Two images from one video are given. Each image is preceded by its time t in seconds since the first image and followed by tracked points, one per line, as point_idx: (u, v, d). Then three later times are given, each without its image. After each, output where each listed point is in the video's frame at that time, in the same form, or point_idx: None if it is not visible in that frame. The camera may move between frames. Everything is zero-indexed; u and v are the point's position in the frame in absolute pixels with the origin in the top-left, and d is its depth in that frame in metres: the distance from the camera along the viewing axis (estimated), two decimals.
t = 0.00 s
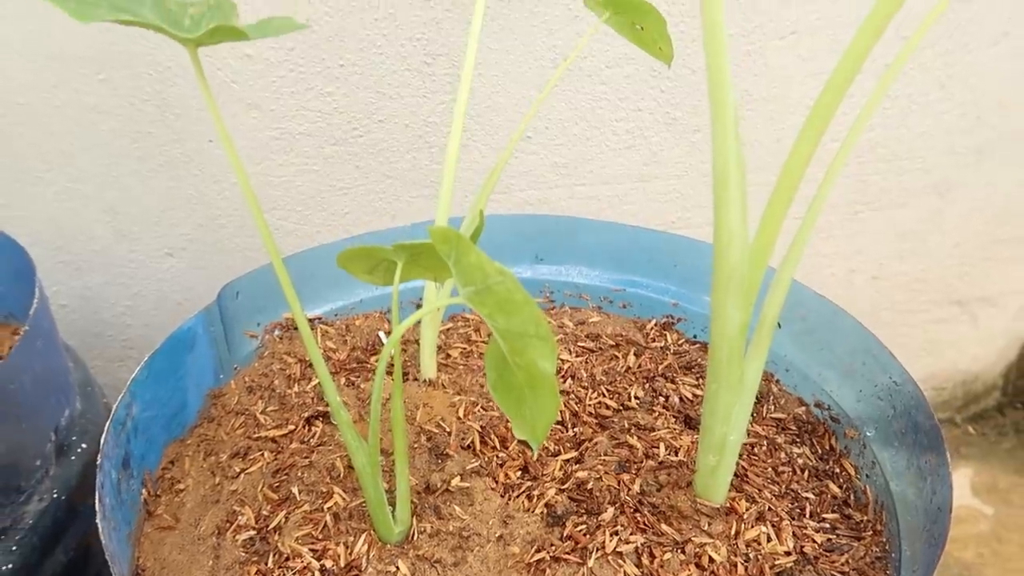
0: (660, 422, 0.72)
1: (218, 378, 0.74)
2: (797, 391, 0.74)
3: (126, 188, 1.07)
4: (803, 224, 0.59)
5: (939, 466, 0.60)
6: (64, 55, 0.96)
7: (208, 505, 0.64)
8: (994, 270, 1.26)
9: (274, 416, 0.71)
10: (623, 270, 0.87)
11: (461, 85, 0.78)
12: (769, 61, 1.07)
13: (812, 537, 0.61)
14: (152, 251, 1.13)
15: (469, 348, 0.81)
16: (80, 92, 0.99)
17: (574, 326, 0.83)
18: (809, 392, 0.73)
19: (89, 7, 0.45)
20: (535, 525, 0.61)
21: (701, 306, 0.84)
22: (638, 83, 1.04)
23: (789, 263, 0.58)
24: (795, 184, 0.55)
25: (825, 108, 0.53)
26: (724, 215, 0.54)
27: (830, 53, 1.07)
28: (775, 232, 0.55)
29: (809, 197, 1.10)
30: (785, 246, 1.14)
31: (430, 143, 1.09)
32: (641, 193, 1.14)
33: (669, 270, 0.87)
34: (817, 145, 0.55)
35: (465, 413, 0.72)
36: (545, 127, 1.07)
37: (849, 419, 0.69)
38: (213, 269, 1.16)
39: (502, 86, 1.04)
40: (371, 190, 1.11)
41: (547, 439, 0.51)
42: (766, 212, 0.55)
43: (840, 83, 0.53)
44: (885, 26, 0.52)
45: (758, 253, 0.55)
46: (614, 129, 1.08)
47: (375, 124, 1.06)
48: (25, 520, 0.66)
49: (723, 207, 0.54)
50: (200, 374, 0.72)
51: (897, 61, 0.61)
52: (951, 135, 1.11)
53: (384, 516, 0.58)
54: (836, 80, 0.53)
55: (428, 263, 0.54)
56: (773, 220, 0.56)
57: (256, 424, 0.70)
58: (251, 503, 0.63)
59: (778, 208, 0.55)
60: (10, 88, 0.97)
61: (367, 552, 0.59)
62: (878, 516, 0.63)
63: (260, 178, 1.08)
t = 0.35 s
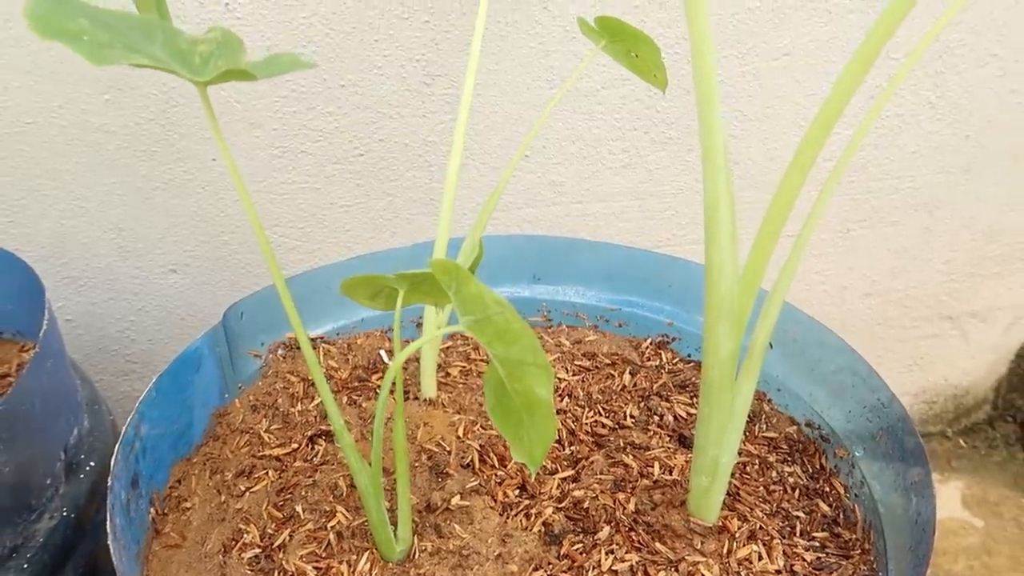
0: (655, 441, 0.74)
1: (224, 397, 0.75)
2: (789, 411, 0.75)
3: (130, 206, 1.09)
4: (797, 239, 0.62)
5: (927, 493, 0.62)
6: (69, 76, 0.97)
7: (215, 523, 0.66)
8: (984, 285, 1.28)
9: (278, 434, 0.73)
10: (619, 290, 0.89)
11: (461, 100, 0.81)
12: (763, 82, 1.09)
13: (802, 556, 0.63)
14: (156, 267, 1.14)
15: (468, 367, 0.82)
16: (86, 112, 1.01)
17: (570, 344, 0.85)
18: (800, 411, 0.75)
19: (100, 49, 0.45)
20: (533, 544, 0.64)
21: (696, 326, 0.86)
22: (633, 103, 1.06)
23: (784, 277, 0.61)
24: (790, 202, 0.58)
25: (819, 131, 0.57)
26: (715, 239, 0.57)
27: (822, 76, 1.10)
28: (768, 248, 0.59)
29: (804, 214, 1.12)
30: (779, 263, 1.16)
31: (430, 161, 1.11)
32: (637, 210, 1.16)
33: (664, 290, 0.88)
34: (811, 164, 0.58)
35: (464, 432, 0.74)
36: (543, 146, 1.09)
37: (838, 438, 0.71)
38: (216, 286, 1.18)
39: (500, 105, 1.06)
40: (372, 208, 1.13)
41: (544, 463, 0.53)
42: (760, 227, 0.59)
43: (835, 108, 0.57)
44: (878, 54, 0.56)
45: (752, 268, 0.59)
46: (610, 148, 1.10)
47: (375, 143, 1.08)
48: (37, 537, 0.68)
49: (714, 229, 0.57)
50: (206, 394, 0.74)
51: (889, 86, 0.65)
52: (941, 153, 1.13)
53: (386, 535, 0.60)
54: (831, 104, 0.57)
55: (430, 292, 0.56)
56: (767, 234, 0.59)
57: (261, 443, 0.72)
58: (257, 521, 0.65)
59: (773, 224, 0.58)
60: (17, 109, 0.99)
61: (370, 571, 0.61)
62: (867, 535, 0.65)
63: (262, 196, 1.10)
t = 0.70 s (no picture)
0: (650, 461, 0.75)
1: (224, 417, 0.76)
2: (783, 430, 0.77)
3: (131, 224, 1.10)
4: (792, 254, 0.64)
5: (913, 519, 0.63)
6: (73, 97, 0.99)
7: (216, 543, 0.67)
8: (976, 302, 1.30)
9: (278, 454, 0.74)
10: (615, 309, 0.89)
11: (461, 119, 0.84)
12: (757, 103, 1.11)
13: None
14: (157, 284, 1.15)
15: (466, 387, 0.83)
16: (89, 132, 1.02)
17: (567, 363, 0.87)
18: (794, 431, 0.76)
19: (109, 85, 0.46)
20: (530, 565, 0.65)
21: (690, 345, 0.87)
22: (629, 124, 1.08)
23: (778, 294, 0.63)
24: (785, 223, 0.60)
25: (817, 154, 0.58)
26: (709, 262, 0.58)
27: (814, 97, 1.11)
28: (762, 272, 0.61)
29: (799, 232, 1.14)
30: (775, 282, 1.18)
31: (429, 180, 1.12)
32: (633, 229, 1.17)
33: (659, 310, 0.89)
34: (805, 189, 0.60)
35: (462, 452, 0.75)
36: (540, 165, 1.10)
37: (830, 459, 0.72)
38: (217, 303, 1.18)
39: (499, 125, 1.07)
40: (371, 226, 1.14)
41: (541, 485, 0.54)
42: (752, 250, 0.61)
43: (831, 131, 0.59)
44: (875, 77, 0.57)
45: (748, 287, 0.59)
46: (607, 167, 1.11)
47: (374, 162, 1.09)
48: (40, 559, 0.68)
49: (707, 257, 0.58)
50: (207, 414, 0.75)
51: (890, 101, 0.66)
52: (932, 173, 1.15)
53: (385, 556, 0.61)
54: (827, 126, 0.59)
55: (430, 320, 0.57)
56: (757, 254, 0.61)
57: (261, 462, 0.73)
58: (258, 542, 0.67)
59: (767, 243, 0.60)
60: (21, 129, 1.00)
61: None
62: (858, 556, 0.65)
63: (262, 215, 1.11)
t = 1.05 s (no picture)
0: (645, 477, 0.77)
1: (228, 436, 0.78)
2: (776, 447, 0.78)
3: (134, 242, 1.11)
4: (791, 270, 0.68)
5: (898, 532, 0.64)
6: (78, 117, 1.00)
7: (220, 561, 0.68)
8: (965, 317, 1.32)
9: (281, 471, 0.76)
10: (610, 328, 0.91)
11: (462, 139, 0.86)
12: (749, 123, 1.13)
13: None
14: (158, 301, 1.17)
15: (464, 404, 0.84)
16: (93, 151, 1.03)
17: (564, 381, 0.88)
18: (786, 448, 0.77)
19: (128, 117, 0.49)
20: None
21: (685, 363, 0.88)
22: (624, 143, 1.10)
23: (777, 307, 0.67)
24: (784, 239, 0.63)
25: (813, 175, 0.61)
26: (701, 284, 0.60)
27: (805, 117, 1.13)
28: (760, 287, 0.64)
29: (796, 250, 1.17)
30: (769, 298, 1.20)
31: (427, 198, 1.14)
32: (629, 246, 1.19)
33: (653, 329, 0.90)
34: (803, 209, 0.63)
35: (462, 470, 0.76)
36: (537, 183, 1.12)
37: (821, 476, 0.74)
38: (218, 319, 1.20)
39: (497, 144, 1.09)
40: (370, 243, 1.16)
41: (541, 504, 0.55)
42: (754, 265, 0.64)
43: (821, 162, 0.62)
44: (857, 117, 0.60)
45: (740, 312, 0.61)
46: (602, 185, 1.13)
47: (374, 181, 1.11)
48: None
49: (701, 284, 0.60)
50: (212, 433, 0.76)
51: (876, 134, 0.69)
52: (921, 191, 1.17)
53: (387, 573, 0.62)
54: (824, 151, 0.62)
55: (432, 344, 0.58)
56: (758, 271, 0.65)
57: (264, 480, 0.75)
58: (261, 559, 0.68)
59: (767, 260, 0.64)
60: (27, 148, 1.02)
61: None
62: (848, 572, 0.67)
63: (262, 232, 1.13)
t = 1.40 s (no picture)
0: (639, 490, 0.79)
1: (234, 451, 0.80)
2: (765, 460, 0.81)
3: (138, 260, 1.13)
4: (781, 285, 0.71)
5: (880, 546, 0.66)
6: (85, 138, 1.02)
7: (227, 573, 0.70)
8: (953, 330, 1.35)
9: (285, 485, 0.78)
10: (605, 343, 0.94)
11: (461, 161, 0.89)
12: (739, 141, 1.16)
13: None
14: (162, 317, 1.19)
15: (463, 418, 0.87)
16: (99, 171, 1.06)
17: (560, 396, 0.91)
18: (775, 461, 0.80)
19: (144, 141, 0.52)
20: None
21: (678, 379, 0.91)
22: (618, 161, 1.12)
23: (767, 319, 0.70)
24: (772, 255, 0.67)
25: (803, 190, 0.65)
26: (690, 306, 0.62)
27: (795, 136, 1.16)
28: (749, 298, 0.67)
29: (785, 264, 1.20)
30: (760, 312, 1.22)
31: (426, 216, 1.16)
32: (623, 261, 1.22)
33: (646, 344, 0.93)
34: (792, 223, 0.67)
35: (461, 483, 0.78)
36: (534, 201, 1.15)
37: (810, 488, 0.76)
38: (221, 334, 1.22)
39: (494, 163, 1.12)
40: (370, 259, 1.19)
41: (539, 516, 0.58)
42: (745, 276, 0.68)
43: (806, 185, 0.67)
44: (838, 144, 0.65)
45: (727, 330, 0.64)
46: (597, 203, 1.16)
47: (374, 199, 1.14)
48: None
49: (690, 306, 0.63)
50: (218, 448, 0.78)
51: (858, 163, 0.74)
52: (908, 207, 1.20)
53: None
54: (806, 178, 0.66)
55: (432, 363, 0.60)
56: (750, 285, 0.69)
57: (268, 494, 0.77)
58: (267, 571, 0.70)
59: (757, 272, 0.68)
60: (34, 169, 1.04)
61: None
62: None
63: (264, 249, 1.15)
